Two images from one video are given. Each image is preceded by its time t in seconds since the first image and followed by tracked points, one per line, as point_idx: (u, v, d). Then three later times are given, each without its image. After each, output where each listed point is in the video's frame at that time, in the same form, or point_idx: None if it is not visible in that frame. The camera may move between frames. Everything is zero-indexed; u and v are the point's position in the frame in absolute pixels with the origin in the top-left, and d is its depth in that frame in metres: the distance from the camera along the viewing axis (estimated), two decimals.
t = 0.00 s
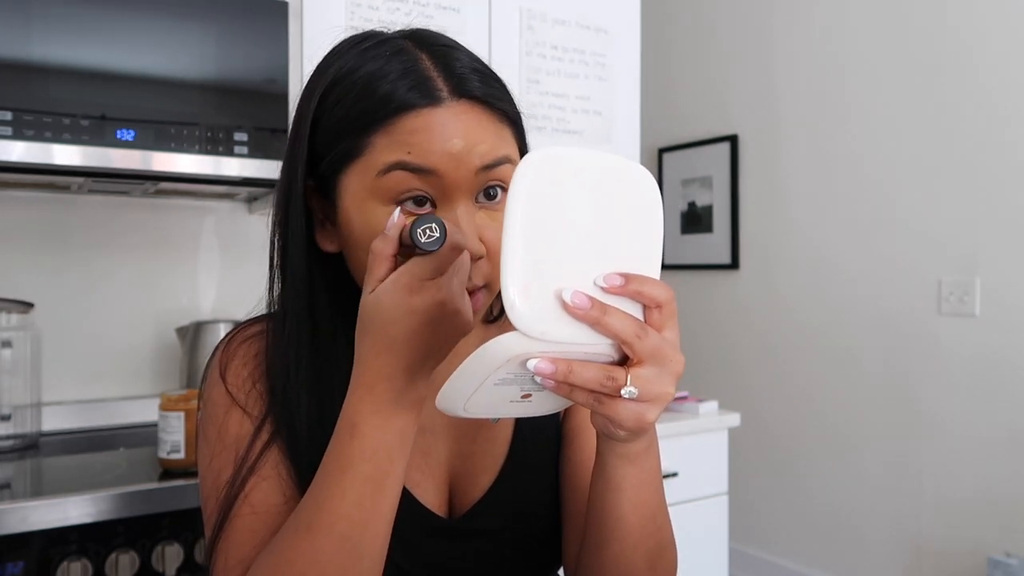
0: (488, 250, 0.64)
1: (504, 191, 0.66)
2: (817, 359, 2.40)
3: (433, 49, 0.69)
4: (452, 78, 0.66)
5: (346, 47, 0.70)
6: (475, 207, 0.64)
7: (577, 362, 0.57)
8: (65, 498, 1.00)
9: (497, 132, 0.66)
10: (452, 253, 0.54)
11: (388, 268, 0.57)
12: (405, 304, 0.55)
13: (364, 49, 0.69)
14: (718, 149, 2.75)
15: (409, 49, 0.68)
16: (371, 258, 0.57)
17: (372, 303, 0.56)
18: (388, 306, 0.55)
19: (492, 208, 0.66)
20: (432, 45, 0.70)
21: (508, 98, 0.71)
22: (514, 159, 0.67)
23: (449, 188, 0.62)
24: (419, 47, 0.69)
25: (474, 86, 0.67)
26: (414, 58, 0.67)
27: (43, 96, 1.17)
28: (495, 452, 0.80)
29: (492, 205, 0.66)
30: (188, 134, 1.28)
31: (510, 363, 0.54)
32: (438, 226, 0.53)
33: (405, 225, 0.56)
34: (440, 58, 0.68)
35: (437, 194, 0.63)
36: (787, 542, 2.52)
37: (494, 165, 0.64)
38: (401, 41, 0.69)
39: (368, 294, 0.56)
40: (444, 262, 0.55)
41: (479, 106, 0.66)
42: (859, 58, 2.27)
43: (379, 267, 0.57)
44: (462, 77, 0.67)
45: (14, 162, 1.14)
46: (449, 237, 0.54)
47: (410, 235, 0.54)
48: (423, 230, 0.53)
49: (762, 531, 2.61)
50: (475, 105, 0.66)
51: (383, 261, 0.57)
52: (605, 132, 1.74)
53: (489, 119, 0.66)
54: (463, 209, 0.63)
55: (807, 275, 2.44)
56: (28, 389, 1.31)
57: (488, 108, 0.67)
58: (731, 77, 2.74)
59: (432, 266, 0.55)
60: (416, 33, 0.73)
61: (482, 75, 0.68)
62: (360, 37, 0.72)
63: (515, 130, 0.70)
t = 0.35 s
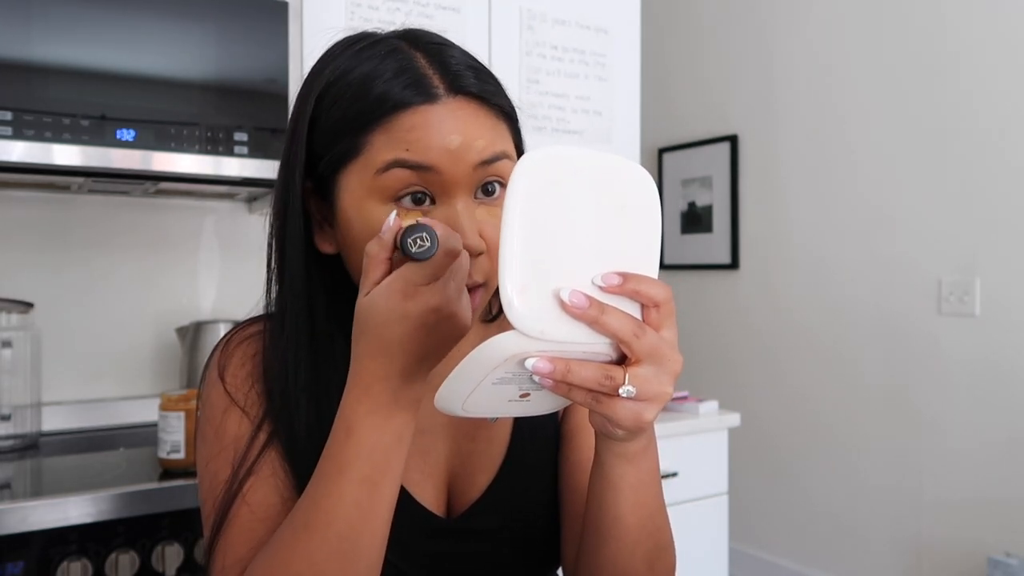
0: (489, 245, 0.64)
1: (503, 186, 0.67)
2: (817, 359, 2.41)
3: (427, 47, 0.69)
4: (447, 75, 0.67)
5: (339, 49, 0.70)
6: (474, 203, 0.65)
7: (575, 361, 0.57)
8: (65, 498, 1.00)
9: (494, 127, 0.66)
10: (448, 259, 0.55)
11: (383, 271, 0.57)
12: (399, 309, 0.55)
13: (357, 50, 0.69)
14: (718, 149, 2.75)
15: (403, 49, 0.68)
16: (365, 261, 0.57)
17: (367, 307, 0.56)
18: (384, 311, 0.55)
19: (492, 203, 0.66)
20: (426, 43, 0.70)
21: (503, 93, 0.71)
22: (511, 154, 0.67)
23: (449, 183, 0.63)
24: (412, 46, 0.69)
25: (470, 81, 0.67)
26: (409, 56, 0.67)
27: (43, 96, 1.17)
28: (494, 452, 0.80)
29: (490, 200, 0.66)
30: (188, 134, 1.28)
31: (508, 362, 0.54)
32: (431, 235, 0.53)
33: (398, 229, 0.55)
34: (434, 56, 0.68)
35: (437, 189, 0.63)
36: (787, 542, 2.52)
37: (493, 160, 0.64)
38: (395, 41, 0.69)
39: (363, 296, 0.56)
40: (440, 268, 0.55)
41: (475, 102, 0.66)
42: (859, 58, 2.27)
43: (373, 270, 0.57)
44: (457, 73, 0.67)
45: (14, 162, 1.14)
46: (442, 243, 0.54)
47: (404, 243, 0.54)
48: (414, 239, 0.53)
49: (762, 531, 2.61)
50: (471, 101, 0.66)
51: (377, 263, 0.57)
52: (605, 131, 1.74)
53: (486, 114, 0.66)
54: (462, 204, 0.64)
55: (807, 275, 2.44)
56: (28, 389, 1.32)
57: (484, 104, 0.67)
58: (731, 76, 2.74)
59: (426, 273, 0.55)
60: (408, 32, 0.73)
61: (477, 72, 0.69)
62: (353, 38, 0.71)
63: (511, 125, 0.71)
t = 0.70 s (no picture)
0: (494, 236, 0.65)
1: (503, 176, 0.67)
2: (817, 359, 2.41)
3: (415, 44, 0.69)
4: (438, 69, 0.67)
5: (328, 54, 0.70)
6: (476, 193, 0.65)
7: (578, 361, 0.57)
8: (65, 498, 1.00)
9: (489, 117, 0.66)
10: (431, 243, 0.56)
11: (368, 260, 0.59)
12: (387, 296, 0.57)
13: (345, 54, 0.68)
14: (718, 149, 2.75)
15: (392, 48, 0.68)
16: (351, 251, 0.58)
17: (355, 296, 0.57)
18: (374, 298, 0.57)
19: (494, 193, 0.66)
20: (413, 41, 0.69)
21: (495, 83, 0.72)
22: (507, 144, 0.67)
23: (450, 176, 0.63)
24: (400, 43, 0.69)
25: (461, 74, 0.67)
26: (398, 55, 0.67)
27: (43, 96, 1.17)
28: (494, 452, 0.80)
29: (491, 190, 0.66)
30: (188, 134, 1.28)
31: (512, 361, 0.54)
32: (409, 219, 0.56)
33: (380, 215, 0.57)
34: (423, 51, 0.68)
35: (438, 183, 0.63)
36: (787, 542, 2.52)
37: (491, 150, 0.65)
38: (382, 41, 0.69)
39: (350, 288, 0.58)
40: (422, 253, 0.56)
41: (469, 94, 0.66)
42: (859, 58, 2.28)
43: (359, 259, 0.58)
44: (448, 67, 0.67)
45: (14, 162, 1.14)
46: (423, 225, 0.56)
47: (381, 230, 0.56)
48: (392, 224, 0.55)
49: (762, 531, 2.61)
50: (465, 93, 0.66)
51: (363, 252, 0.58)
52: (605, 131, 1.74)
53: (479, 105, 0.66)
54: (465, 195, 0.64)
55: (807, 275, 2.44)
56: (28, 389, 1.31)
57: (477, 95, 0.67)
58: (730, 76, 2.74)
59: (409, 257, 0.56)
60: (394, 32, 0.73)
61: (467, 63, 0.69)
62: (339, 43, 0.71)
63: (505, 114, 0.71)
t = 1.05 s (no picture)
0: (502, 237, 0.64)
1: (508, 177, 0.67)
2: (817, 359, 2.41)
3: (419, 46, 0.68)
4: (443, 71, 0.66)
5: (330, 56, 0.69)
6: (482, 195, 0.65)
7: (583, 358, 0.57)
8: (65, 498, 0.99)
9: (494, 118, 0.66)
10: (426, 232, 0.56)
11: (361, 253, 0.59)
12: (382, 289, 0.57)
13: (347, 57, 0.68)
14: (718, 149, 2.75)
15: (396, 51, 0.67)
16: (343, 244, 0.59)
17: (348, 288, 0.58)
18: (368, 292, 0.57)
19: (500, 194, 0.66)
20: (416, 43, 0.69)
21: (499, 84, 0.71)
22: (512, 145, 0.67)
23: (457, 178, 0.63)
24: (404, 45, 0.68)
25: (466, 75, 0.67)
26: (402, 57, 0.66)
27: (43, 97, 1.17)
28: (496, 452, 0.80)
29: (497, 192, 0.66)
30: (188, 134, 1.28)
31: (518, 358, 0.54)
32: (406, 207, 0.56)
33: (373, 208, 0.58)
34: (427, 53, 0.68)
35: (445, 185, 0.63)
36: (787, 542, 2.52)
37: (497, 152, 0.65)
38: (385, 43, 0.68)
39: (344, 282, 0.58)
40: (417, 244, 0.57)
41: (474, 96, 0.66)
42: (859, 58, 2.28)
43: (351, 252, 0.59)
44: (453, 69, 0.67)
45: (14, 162, 1.14)
46: (417, 214, 0.56)
47: (378, 219, 0.57)
48: (390, 210, 0.56)
49: (762, 532, 2.61)
50: (470, 95, 0.66)
51: (354, 246, 0.59)
52: (605, 132, 1.74)
53: (485, 107, 0.66)
54: (472, 197, 0.64)
55: (806, 275, 2.44)
56: (28, 389, 1.31)
57: (482, 97, 0.67)
58: (730, 77, 2.74)
59: (404, 247, 0.57)
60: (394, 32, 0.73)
61: (471, 65, 0.69)
62: (341, 45, 0.71)
63: (509, 115, 0.71)
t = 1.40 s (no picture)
0: (503, 237, 0.65)
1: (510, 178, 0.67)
2: (817, 359, 2.41)
3: (420, 46, 0.68)
4: (445, 71, 0.66)
5: (332, 56, 0.69)
6: (484, 196, 0.65)
7: (588, 355, 0.57)
8: (65, 498, 0.99)
9: (496, 118, 0.66)
10: (404, 213, 0.57)
11: (343, 239, 0.60)
12: (363, 273, 0.58)
13: (349, 57, 0.68)
14: (718, 149, 2.75)
15: (398, 51, 0.67)
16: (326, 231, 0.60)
17: (331, 275, 0.59)
18: (350, 276, 0.58)
19: (502, 195, 0.66)
20: (418, 43, 0.69)
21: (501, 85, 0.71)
22: (515, 146, 0.67)
23: (459, 178, 0.63)
24: (406, 46, 0.68)
25: (468, 75, 0.67)
26: (405, 57, 0.66)
27: (43, 97, 1.17)
28: (496, 452, 0.80)
29: (499, 192, 0.66)
30: (188, 134, 1.28)
31: (523, 354, 0.54)
32: (376, 182, 0.57)
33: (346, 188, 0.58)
34: (429, 54, 0.68)
35: (448, 185, 0.63)
36: (787, 542, 2.52)
37: (499, 152, 0.65)
38: (387, 43, 0.68)
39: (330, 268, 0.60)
40: (396, 225, 0.57)
41: (476, 96, 0.66)
42: (859, 58, 2.28)
43: (334, 238, 0.60)
44: (455, 69, 0.66)
45: (14, 162, 1.14)
46: (392, 197, 0.58)
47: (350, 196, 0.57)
48: (360, 188, 0.57)
49: (762, 532, 2.61)
50: (472, 95, 0.66)
51: (337, 232, 0.60)
52: (605, 132, 1.74)
53: (487, 107, 0.66)
54: (474, 198, 0.64)
55: (806, 275, 2.44)
56: (28, 389, 1.31)
57: (484, 96, 0.67)
58: (730, 77, 2.74)
59: (382, 230, 0.57)
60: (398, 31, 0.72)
61: (473, 65, 0.69)
62: (344, 44, 0.71)
63: (511, 115, 0.71)
